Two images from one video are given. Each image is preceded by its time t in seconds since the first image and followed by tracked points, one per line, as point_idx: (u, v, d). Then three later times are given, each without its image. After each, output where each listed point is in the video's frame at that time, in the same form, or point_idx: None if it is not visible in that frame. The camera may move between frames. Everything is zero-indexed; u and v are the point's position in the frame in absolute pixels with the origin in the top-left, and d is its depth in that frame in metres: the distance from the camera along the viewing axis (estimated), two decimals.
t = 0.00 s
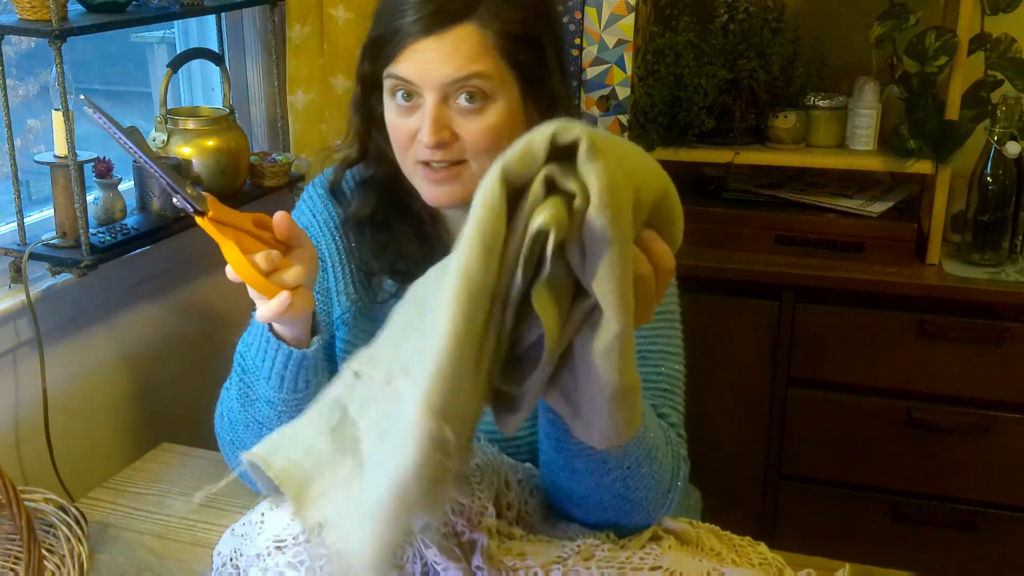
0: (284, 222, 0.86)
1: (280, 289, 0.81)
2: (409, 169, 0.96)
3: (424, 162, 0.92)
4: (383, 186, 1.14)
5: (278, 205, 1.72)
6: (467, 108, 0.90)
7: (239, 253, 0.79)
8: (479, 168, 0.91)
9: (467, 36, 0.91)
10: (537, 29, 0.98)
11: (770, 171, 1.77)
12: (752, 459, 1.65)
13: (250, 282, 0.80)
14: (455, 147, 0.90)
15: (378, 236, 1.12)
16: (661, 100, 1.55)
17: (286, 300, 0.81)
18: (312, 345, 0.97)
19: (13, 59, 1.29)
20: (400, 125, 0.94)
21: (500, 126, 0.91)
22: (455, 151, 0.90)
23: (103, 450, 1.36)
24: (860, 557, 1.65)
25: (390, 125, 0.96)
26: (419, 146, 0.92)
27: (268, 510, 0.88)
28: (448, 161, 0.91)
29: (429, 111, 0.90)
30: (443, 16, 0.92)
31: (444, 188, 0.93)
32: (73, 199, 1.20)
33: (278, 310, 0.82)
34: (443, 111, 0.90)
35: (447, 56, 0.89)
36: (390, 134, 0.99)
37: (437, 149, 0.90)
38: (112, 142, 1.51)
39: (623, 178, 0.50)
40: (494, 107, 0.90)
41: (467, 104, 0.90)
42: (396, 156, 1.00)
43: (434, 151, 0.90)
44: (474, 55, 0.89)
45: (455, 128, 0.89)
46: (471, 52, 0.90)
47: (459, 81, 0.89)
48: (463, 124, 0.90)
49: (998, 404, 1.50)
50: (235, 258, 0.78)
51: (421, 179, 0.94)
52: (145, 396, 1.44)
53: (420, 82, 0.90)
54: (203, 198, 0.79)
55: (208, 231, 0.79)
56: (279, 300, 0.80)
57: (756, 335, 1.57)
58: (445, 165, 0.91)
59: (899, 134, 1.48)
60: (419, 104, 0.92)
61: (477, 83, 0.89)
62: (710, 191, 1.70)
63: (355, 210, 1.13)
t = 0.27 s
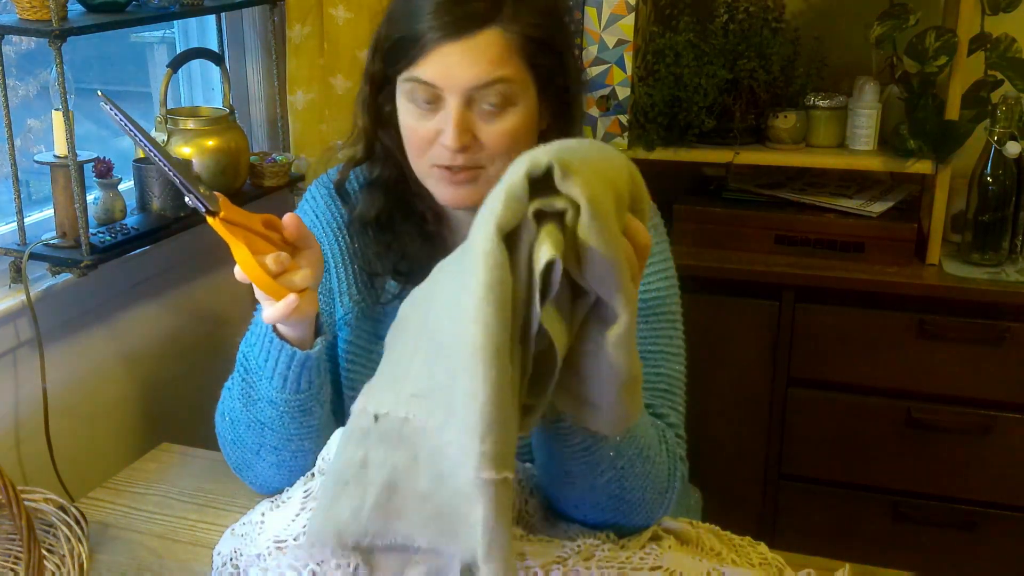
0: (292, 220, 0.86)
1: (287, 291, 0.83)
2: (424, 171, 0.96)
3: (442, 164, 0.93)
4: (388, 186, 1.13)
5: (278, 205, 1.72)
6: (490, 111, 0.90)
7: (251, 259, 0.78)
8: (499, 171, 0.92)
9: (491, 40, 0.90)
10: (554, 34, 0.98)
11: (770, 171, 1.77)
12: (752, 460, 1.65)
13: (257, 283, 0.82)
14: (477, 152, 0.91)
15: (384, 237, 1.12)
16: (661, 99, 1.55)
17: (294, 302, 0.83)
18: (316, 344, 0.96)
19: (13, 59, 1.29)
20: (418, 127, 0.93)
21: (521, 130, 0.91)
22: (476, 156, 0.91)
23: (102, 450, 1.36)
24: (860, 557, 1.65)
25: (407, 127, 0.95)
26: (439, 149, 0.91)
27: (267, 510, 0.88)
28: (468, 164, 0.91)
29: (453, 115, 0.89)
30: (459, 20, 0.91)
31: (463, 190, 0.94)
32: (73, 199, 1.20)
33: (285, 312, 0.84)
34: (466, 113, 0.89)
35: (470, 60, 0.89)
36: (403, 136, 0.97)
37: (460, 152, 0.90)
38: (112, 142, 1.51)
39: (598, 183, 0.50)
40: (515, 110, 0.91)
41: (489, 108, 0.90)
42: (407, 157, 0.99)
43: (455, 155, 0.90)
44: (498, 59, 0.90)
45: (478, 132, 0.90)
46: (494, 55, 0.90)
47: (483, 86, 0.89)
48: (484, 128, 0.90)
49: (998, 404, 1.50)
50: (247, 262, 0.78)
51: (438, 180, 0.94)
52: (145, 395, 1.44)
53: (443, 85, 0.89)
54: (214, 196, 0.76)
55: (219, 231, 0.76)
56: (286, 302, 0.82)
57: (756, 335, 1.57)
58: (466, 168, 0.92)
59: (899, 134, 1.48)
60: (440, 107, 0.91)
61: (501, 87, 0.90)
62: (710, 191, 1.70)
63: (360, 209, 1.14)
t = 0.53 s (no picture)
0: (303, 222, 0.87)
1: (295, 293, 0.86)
2: (477, 173, 1.00)
3: (499, 165, 0.98)
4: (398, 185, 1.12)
5: (278, 205, 1.72)
6: (550, 112, 0.96)
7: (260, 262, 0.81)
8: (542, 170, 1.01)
9: (559, 43, 0.94)
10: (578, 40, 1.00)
11: (770, 171, 1.77)
12: (752, 460, 1.65)
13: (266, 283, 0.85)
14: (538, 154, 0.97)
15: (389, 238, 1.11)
16: (661, 100, 1.55)
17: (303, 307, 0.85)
18: (318, 346, 0.97)
19: (13, 59, 1.29)
20: (479, 132, 0.96)
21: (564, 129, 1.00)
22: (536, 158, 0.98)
23: (102, 450, 1.36)
24: (860, 557, 1.65)
25: (461, 131, 0.98)
26: (504, 152, 0.96)
27: (267, 510, 0.88)
28: (523, 165, 0.98)
29: (526, 120, 0.94)
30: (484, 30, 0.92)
31: (513, 191, 1.00)
32: (73, 199, 1.20)
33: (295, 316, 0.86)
34: (536, 116, 0.94)
35: (549, 59, 0.92)
36: (450, 138, 1.00)
37: (525, 156, 0.96)
38: (112, 142, 1.51)
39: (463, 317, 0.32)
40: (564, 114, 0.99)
41: (549, 110, 0.96)
42: (450, 157, 1.02)
43: (520, 158, 0.96)
44: (564, 61, 0.94)
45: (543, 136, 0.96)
46: (562, 57, 0.94)
47: (550, 89, 0.94)
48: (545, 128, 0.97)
49: (998, 404, 1.50)
50: (257, 266, 0.81)
51: (492, 183, 1.00)
52: (145, 395, 1.44)
53: (517, 87, 0.92)
54: (225, 199, 0.78)
55: (229, 234, 0.79)
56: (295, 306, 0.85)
57: (756, 335, 1.57)
58: (521, 169, 0.99)
59: (899, 134, 1.49)
60: (505, 110, 0.95)
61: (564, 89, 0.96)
62: (710, 191, 1.70)
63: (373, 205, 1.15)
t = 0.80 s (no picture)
0: (314, 226, 0.93)
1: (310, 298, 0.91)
2: (489, 175, 0.99)
3: (513, 165, 0.97)
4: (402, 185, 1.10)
5: (278, 205, 1.72)
6: (559, 109, 0.98)
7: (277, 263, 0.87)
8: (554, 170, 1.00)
9: (570, 40, 0.96)
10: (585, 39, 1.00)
11: (770, 171, 1.77)
12: (752, 460, 1.65)
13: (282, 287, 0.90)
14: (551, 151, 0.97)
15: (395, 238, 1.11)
16: (661, 99, 1.55)
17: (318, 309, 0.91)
18: (323, 348, 0.98)
19: (13, 59, 1.29)
20: (492, 130, 0.96)
21: (573, 128, 1.02)
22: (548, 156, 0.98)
23: (102, 450, 1.36)
24: (860, 557, 1.65)
25: (474, 130, 0.97)
26: (518, 150, 0.96)
27: (266, 510, 0.87)
28: (536, 163, 0.97)
29: (539, 117, 0.95)
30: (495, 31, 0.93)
31: (526, 194, 0.99)
32: (73, 199, 1.20)
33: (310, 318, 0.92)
34: (546, 113, 0.96)
35: (559, 58, 0.95)
36: (461, 139, 0.99)
37: (540, 153, 0.96)
38: (112, 141, 1.51)
39: None
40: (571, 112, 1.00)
41: (558, 108, 0.98)
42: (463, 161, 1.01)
43: (536, 155, 0.96)
44: (572, 60, 0.97)
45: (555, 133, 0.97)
46: (571, 56, 0.97)
47: (560, 87, 0.96)
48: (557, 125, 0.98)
49: (998, 404, 1.51)
50: (274, 266, 0.87)
51: (504, 183, 0.99)
52: (145, 395, 1.44)
53: (530, 84, 0.94)
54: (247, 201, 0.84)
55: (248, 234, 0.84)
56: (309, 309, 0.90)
57: (756, 335, 1.57)
58: (534, 168, 0.98)
59: (899, 134, 1.49)
60: (518, 108, 0.96)
61: (572, 87, 0.98)
62: (710, 191, 1.70)
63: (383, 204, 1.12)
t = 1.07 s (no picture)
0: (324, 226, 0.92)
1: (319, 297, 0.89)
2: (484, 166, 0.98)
3: (509, 155, 0.96)
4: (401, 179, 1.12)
5: (278, 205, 1.72)
6: (555, 97, 0.98)
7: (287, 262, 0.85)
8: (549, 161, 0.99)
9: (562, 28, 0.96)
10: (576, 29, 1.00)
11: (770, 171, 1.77)
12: (752, 460, 1.65)
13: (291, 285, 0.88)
14: (546, 140, 0.97)
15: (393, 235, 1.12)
16: (661, 100, 1.55)
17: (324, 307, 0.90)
18: (324, 346, 0.98)
19: (13, 59, 1.29)
20: (486, 121, 0.96)
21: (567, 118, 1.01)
22: (544, 144, 0.97)
23: (102, 450, 1.36)
24: (861, 557, 1.65)
25: (468, 121, 0.97)
26: (512, 139, 0.95)
27: (266, 511, 0.87)
28: (531, 154, 0.97)
29: (532, 103, 0.95)
30: (485, 22, 0.94)
31: (521, 185, 0.98)
32: (74, 199, 1.20)
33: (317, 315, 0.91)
34: (540, 102, 0.95)
35: (551, 47, 0.95)
36: (456, 130, 0.99)
37: (534, 143, 0.95)
38: (112, 141, 1.51)
39: None
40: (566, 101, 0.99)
41: (553, 96, 0.98)
42: (458, 154, 1.01)
43: (531, 143, 0.95)
44: (565, 49, 0.96)
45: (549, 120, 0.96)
46: (564, 45, 0.96)
47: (554, 74, 0.96)
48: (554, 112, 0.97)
49: (998, 404, 1.51)
50: (284, 265, 0.85)
51: (499, 175, 0.98)
52: (145, 394, 1.44)
53: (522, 73, 0.94)
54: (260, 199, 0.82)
55: (260, 233, 0.83)
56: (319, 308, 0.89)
57: (756, 335, 1.57)
58: (529, 159, 0.97)
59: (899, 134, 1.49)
60: (512, 97, 0.96)
61: (566, 76, 0.98)
62: (710, 191, 1.70)
63: (378, 202, 1.14)
